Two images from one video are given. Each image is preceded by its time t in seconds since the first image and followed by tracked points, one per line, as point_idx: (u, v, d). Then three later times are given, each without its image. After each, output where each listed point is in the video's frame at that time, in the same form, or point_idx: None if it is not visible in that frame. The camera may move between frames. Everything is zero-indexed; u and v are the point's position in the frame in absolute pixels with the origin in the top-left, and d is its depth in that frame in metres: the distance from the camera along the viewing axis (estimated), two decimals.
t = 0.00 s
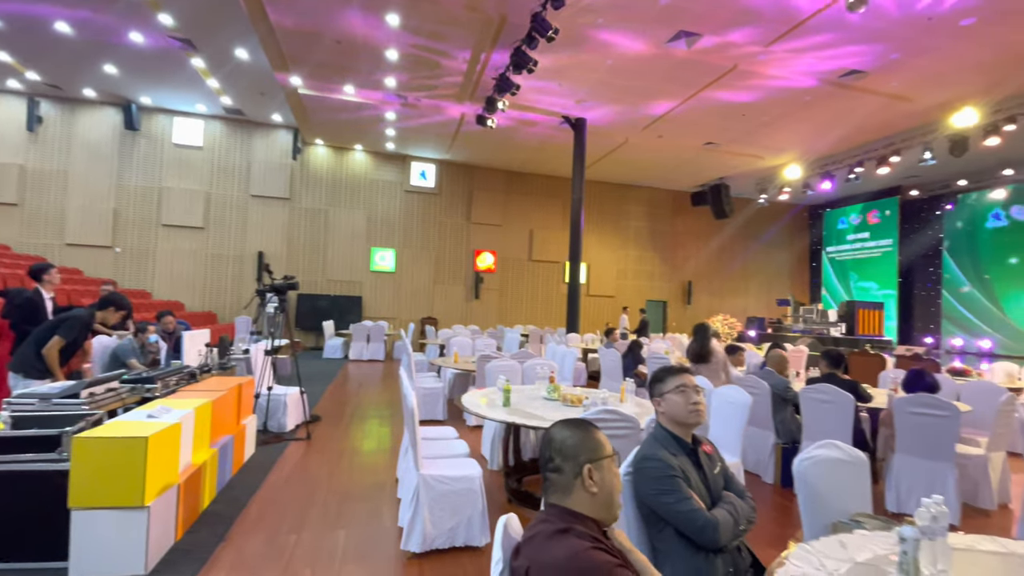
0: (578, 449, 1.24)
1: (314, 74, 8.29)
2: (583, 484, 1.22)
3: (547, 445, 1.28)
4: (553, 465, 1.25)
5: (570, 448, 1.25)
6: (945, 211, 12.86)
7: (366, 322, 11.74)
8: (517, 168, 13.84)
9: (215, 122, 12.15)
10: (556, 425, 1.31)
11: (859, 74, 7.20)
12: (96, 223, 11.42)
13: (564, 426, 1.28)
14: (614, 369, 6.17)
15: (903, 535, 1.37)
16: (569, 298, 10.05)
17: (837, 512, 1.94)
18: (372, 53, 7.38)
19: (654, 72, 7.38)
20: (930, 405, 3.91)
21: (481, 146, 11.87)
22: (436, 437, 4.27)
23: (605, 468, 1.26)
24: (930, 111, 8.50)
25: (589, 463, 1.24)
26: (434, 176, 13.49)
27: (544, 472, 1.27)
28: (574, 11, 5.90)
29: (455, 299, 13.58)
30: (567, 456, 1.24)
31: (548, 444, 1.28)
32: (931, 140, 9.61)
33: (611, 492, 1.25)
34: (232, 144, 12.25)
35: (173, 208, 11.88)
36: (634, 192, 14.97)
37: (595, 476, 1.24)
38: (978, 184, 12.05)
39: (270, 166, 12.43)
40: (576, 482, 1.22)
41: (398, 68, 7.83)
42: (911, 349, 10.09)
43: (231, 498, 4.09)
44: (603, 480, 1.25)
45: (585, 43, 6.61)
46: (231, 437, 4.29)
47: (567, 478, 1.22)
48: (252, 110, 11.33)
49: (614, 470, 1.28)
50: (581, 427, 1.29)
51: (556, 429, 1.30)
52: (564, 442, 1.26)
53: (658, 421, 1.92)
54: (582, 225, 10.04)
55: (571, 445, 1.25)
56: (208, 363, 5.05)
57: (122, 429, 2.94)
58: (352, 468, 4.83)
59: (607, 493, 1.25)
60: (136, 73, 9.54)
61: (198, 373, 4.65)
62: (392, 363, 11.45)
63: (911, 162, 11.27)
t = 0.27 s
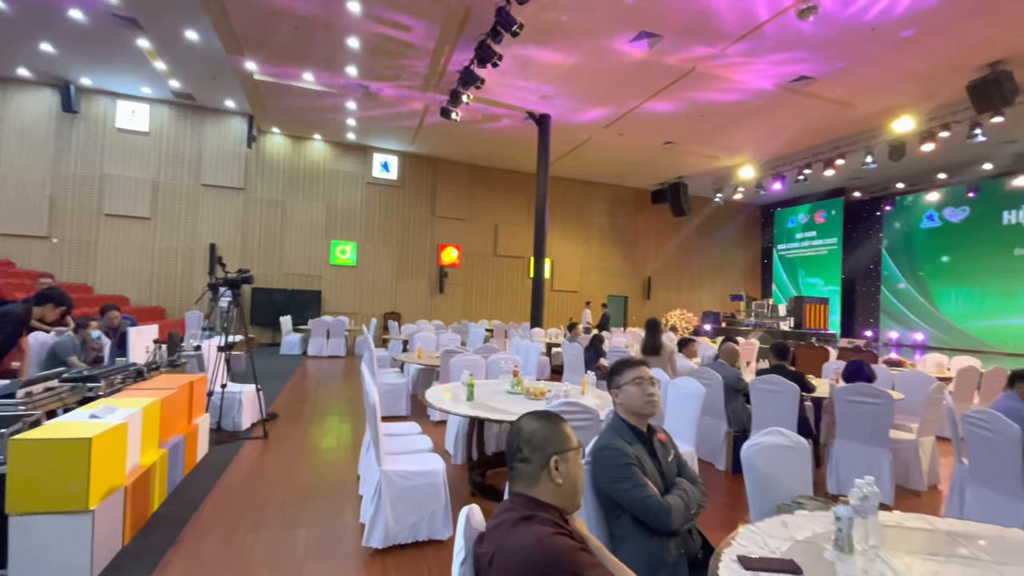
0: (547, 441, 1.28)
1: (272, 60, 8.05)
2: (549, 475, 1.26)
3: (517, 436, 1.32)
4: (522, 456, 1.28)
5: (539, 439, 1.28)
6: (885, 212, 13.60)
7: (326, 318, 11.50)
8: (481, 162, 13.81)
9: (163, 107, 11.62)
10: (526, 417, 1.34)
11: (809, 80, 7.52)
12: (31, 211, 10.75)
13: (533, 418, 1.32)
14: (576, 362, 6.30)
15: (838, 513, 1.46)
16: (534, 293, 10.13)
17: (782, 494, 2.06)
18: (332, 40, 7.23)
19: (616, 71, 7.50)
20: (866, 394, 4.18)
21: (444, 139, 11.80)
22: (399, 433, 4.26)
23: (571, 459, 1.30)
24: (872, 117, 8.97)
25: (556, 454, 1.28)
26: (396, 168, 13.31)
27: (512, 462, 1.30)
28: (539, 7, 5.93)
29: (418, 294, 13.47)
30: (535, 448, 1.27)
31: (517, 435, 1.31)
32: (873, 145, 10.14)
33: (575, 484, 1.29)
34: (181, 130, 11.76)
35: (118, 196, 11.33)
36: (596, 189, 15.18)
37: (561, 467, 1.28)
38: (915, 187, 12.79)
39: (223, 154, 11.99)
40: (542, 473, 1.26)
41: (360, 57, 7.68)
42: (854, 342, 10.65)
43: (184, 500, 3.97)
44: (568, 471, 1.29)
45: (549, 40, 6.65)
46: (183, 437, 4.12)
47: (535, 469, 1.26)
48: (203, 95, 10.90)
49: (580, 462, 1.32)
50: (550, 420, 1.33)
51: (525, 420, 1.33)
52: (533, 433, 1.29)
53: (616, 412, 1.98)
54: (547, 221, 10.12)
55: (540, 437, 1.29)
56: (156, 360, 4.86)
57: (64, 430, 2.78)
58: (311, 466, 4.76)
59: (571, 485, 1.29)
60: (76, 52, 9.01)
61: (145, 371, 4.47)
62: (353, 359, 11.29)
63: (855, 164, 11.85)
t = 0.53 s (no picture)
0: (507, 434, 1.30)
1: (228, 45, 7.76)
2: (508, 469, 1.28)
3: (477, 430, 1.33)
4: (481, 449, 1.29)
5: (499, 433, 1.30)
6: (834, 212, 14.22)
7: (285, 313, 11.20)
8: (447, 156, 13.69)
9: (109, 91, 11.05)
10: (487, 410, 1.35)
11: (765, 83, 7.78)
12: None
13: (494, 411, 1.33)
14: (541, 356, 6.39)
15: (783, 497, 1.53)
16: (500, 289, 10.15)
17: (733, 480, 2.14)
18: (292, 26, 7.02)
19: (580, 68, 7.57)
20: (812, 384, 4.42)
21: (410, 132, 11.64)
22: (362, 430, 4.21)
23: (530, 453, 1.32)
24: (823, 121, 9.35)
25: (516, 448, 1.29)
26: (359, 160, 13.05)
27: (472, 455, 1.32)
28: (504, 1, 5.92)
29: (382, 289, 13.28)
30: (495, 441, 1.29)
31: (477, 428, 1.32)
32: (824, 147, 10.57)
33: (534, 477, 1.31)
34: (129, 116, 11.21)
35: (59, 184, 10.73)
36: (562, 185, 15.28)
37: (520, 461, 1.30)
38: (862, 189, 13.41)
39: (175, 142, 11.50)
40: (502, 467, 1.27)
41: (322, 45, 7.49)
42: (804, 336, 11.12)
43: (132, 503, 3.81)
44: (527, 465, 1.30)
45: (514, 35, 6.65)
46: (131, 437, 3.95)
47: (494, 462, 1.27)
48: (153, 80, 10.42)
49: (540, 455, 1.34)
50: (511, 413, 1.34)
51: (486, 414, 1.34)
52: (494, 427, 1.31)
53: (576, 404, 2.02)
54: (512, 217, 10.14)
55: (501, 430, 1.30)
56: (102, 358, 4.64)
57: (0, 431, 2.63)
58: (269, 465, 4.65)
59: (530, 478, 1.31)
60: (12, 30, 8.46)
61: (90, 369, 4.26)
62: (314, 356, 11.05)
63: (807, 166, 12.34)
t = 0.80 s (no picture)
0: (467, 430, 1.31)
1: (186, 30, 7.45)
2: (467, 463, 1.29)
3: (438, 425, 1.34)
4: (441, 443, 1.31)
5: (460, 428, 1.31)
6: (791, 212, 14.72)
7: (247, 310, 10.87)
8: (416, 150, 13.53)
9: (56, 75, 10.48)
10: (449, 405, 1.36)
11: (727, 85, 7.99)
12: None
13: (455, 407, 1.34)
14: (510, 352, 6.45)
15: (733, 485, 1.59)
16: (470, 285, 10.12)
17: (690, 469, 2.21)
18: (254, 13, 6.80)
19: (549, 66, 7.61)
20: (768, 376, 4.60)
21: (377, 125, 11.46)
22: (326, 428, 4.15)
23: (490, 448, 1.33)
24: (782, 123, 9.65)
25: (476, 443, 1.30)
26: (325, 152, 12.75)
27: (432, 450, 1.33)
28: None
29: (348, 284, 13.05)
30: (455, 436, 1.30)
31: (438, 423, 1.33)
32: (782, 149, 10.93)
33: (494, 472, 1.32)
34: (78, 102, 10.66)
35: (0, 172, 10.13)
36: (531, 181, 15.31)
37: (479, 456, 1.31)
38: (817, 190, 13.93)
39: (127, 131, 11.01)
40: (460, 461, 1.28)
41: (285, 33, 7.28)
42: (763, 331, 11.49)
43: (81, 507, 3.65)
44: (486, 460, 1.32)
45: (484, 30, 6.63)
46: (80, 439, 3.77)
47: (453, 457, 1.29)
48: (104, 64, 9.92)
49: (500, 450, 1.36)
50: (473, 408, 1.35)
51: (447, 409, 1.35)
52: (455, 422, 1.32)
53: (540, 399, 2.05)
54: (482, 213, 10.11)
55: (461, 426, 1.31)
56: (48, 356, 4.41)
57: None
58: (229, 465, 4.52)
59: (490, 473, 1.32)
60: None
61: (35, 368, 4.05)
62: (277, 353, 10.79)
63: (767, 167, 12.72)
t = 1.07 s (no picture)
0: (435, 429, 1.30)
1: (145, 16, 7.17)
2: (435, 462, 1.29)
3: (405, 423, 1.32)
4: (409, 443, 1.29)
5: (428, 428, 1.30)
6: (756, 211, 15.13)
7: (210, 307, 10.56)
8: (388, 145, 13.35)
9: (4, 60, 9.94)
10: (416, 403, 1.35)
11: (695, 86, 8.14)
12: None
13: (423, 405, 1.33)
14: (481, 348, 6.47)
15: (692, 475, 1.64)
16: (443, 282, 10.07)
17: (652, 461, 2.26)
18: None
19: (521, 62, 7.60)
20: (731, 370, 4.73)
21: (346, 118, 11.26)
22: (291, 427, 4.08)
23: (458, 446, 1.33)
24: (747, 125, 9.90)
25: (444, 441, 1.30)
26: (293, 145, 12.46)
27: (398, 448, 1.31)
28: None
29: (317, 281, 12.80)
30: (423, 436, 1.29)
31: (406, 421, 1.31)
32: (748, 150, 11.21)
33: (460, 470, 1.33)
34: (28, 89, 10.14)
35: None
36: (504, 178, 15.29)
37: (447, 454, 1.31)
38: (781, 190, 14.34)
39: (82, 120, 10.53)
40: (429, 460, 1.28)
41: (251, 22, 7.08)
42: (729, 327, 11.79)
43: (32, 512, 3.50)
44: (454, 458, 1.32)
45: (457, 25, 6.58)
46: (31, 441, 3.60)
47: (421, 456, 1.28)
48: (56, 50, 9.47)
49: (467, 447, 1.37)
50: (441, 406, 1.35)
51: (415, 407, 1.33)
52: (423, 421, 1.31)
53: (507, 395, 2.06)
54: (454, 209, 10.06)
55: (429, 425, 1.30)
56: None
57: None
58: (190, 466, 4.40)
59: (456, 470, 1.33)
60: None
61: None
62: (242, 351, 10.51)
63: (733, 168, 13.03)
